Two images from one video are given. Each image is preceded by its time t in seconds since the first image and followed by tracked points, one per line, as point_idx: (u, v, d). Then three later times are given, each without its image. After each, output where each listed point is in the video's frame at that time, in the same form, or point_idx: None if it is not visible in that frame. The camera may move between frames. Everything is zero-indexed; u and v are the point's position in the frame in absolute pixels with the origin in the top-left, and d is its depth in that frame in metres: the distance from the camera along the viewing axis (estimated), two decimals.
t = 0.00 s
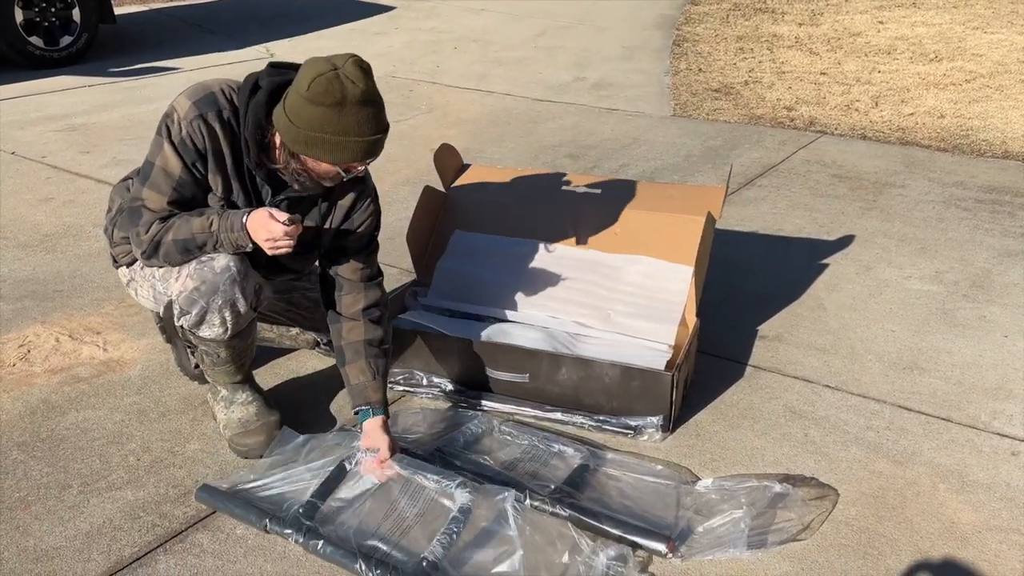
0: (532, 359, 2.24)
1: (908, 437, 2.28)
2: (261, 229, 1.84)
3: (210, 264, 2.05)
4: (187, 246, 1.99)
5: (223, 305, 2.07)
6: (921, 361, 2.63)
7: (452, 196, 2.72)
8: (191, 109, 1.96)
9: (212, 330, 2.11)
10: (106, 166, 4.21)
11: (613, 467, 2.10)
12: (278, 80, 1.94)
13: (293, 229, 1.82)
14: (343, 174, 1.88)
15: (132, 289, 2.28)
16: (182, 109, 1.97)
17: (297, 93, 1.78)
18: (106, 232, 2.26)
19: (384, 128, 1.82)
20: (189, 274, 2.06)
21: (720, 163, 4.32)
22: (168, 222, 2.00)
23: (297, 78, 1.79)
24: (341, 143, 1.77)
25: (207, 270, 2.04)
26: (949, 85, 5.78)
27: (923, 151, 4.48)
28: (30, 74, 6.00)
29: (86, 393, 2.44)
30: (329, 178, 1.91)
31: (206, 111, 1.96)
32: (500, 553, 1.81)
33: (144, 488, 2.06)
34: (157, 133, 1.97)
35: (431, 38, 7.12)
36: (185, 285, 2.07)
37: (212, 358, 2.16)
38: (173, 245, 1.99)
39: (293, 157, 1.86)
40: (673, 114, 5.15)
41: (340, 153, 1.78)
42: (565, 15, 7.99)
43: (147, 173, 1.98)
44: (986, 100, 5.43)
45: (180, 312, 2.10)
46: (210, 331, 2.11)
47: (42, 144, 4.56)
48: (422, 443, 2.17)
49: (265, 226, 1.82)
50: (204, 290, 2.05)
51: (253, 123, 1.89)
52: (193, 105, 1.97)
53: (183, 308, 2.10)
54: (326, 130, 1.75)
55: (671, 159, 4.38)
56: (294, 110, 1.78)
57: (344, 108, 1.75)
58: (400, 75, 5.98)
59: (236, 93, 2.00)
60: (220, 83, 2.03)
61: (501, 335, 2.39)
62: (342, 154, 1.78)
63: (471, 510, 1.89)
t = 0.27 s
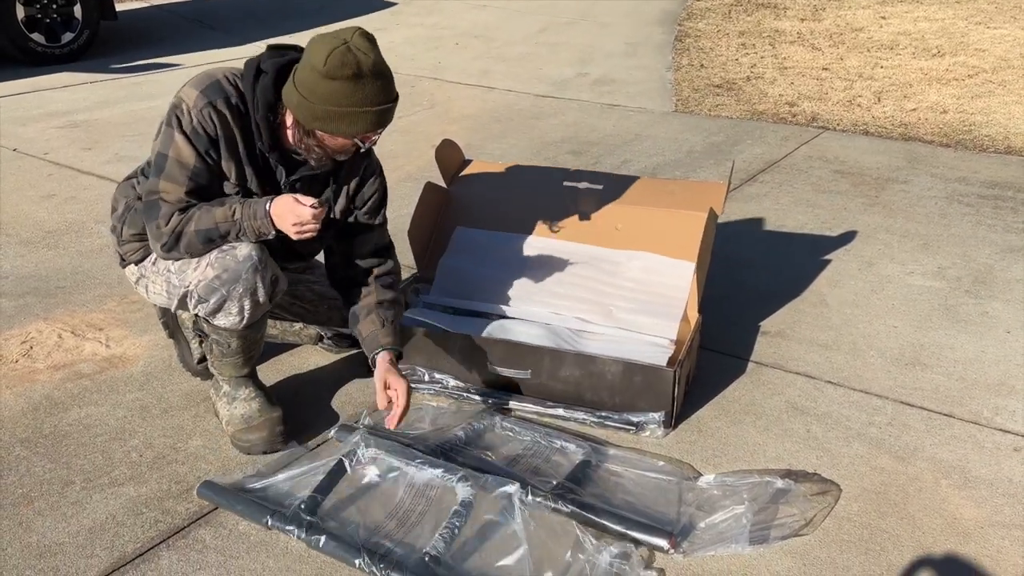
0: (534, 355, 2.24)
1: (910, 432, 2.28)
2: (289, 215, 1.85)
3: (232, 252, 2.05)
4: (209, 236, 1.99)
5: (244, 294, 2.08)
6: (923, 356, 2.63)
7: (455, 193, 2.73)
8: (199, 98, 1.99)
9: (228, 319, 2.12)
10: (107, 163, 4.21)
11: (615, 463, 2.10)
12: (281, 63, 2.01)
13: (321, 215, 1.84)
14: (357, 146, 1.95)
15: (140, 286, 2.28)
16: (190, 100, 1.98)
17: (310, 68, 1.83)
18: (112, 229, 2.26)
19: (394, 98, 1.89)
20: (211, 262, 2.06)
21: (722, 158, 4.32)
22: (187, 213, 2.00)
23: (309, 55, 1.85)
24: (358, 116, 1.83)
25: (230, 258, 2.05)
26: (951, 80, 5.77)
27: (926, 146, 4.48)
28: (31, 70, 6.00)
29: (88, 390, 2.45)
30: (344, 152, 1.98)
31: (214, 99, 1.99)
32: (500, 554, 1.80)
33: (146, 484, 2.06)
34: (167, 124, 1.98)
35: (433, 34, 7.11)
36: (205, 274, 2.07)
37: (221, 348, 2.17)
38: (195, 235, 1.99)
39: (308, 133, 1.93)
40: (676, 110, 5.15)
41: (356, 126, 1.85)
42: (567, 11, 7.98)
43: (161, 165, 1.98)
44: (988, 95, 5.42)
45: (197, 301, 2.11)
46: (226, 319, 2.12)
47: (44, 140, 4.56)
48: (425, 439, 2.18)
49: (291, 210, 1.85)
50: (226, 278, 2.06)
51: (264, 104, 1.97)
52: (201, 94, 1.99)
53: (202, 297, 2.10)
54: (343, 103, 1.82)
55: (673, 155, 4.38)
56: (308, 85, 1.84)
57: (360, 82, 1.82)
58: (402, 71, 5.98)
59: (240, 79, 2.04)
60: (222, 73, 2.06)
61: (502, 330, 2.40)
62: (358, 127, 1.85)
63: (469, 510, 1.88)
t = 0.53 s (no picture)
0: (535, 351, 2.24)
1: (912, 429, 2.28)
2: (313, 203, 1.91)
3: (254, 243, 2.07)
4: (232, 227, 2.01)
5: (265, 285, 2.09)
6: (925, 353, 2.63)
7: (458, 189, 2.74)
8: (208, 90, 2.00)
9: (244, 310, 2.12)
10: (109, 160, 4.21)
11: (616, 460, 2.11)
12: (280, 46, 2.06)
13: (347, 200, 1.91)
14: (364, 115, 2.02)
15: (150, 289, 2.29)
16: (200, 94, 1.99)
17: (313, 39, 1.90)
18: (117, 235, 2.27)
19: (394, 64, 1.96)
20: (232, 253, 2.07)
21: (724, 154, 4.32)
22: (208, 205, 2.00)
23: (310, 28, 1.91)
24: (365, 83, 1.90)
25: (253, 249, 2.07)
26: (953, 76, 5.76)
27: (928, 142, 4.47)
28: (33, 67, 6.00)
29: (91, 386, 2.45)
30: (350, 124, 2.05)
31: (224, 89, 2.01)
32: (509, 555, 1.80)
33: (149, 480, 2.07)
34: (178, 119, 1.98)
35: (434, 30, 7.11)
36: (226, 265, 2.08)
37: (232, 340, 2.16)
38: (218, 227, 2.01)
39: (316, 106, 1.98)
40: (677, 106, 5.14)
41: (363, 93, 1.92)
42: (569, 7, 7.97)
43: (177, 161, 1.98)
44: (991, 91, 5.41)
45: (214, 293, 2.11)
46: (242, 310, 2.12)
47: (46, 137, 4.56)
48: (427, 436, 2.18)
49: (318, 195, 1.90)
50: (248, 269, 2.07)
51: (272, 87, 2.02)
52: (210, 87, 2.01)
53: (219, 288, 2.10)
54: (349, 70, 1.89)
55: (675, 151, 4.37)
56: (313, 56, 1.90)
57: (363, 48, 1.89)
58: (403, 67, 5.98)
59: (241, 66, 2.07)
60: (221, 64, 2.07)
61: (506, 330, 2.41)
62: (365, 94, 1.92)
63: (484, 517, 1.88)
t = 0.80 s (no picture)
0: (536, 348, 2.24)
1: (913, 425, 2.28)
2: (331, 189, 1.93)
3: (269, 229, 2.07)
4: (250, 211, 2.02)
5: (277, 269, 2.09)
6: (927, 349, 2.62)
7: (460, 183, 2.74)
8: (217, 76, 2.01)
9: (254, 295, 2.11)
10: (111, 157, 4.22)
11: (618, 456, 2.11)
12: (284, 33, 2.07)
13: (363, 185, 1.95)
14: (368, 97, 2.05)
15: (156, 282, 2.28)
16: (209, 80, 2.01)
17: (317, 20, 1.93)
18: (123, 228, 2.27)
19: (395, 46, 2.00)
20: (246, 238, 2.07)
21: (725, 151, 4.31)
22: (225, 188, 2.01)
23: (313, 11, 1.95)
24: (367, 61, 1.93)
25: (267, 234, 2.06)
26: (956, 72, 5.75)
27: (930, 138, 4.46)
28: (35, 65, 6.01)
29: (93, 383, 2.45)
30: (354, 107, 2.08)
31: (232, 74, 2.02)
32: (511, 552, 1.80)
33: (151, 477, 2.07)
34: (188, 105, 1.98)
35: (435, 27, 7.10)
36: (238, 250, 2.07)
37: (240, 327, 2.16)
38: (235, 210, 2.01)
39: (320, 89, 2.00)
40: (679, 102, 5.13)
41: (366, 71, 1.94)
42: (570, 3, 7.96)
43: (188, 145, 1.98)
44: (993, 87, 5.40)
45: (226, 277, 2.10)
46: (252, 295, 2.11)
47: (47, 135, 4.56)
48: (429, 433, 2.19)
49: (335, 181, 1.92)
50: (263, 253, 2.07)
51: (278, 74, 2.02)
52: (218, 73, 2.02)
53: (231, 273, 2.09)
54: (351, 50, 1.92)
55: (676, 148, 4.37)
56: (317, 38, 1.93)
57: (366, 28, 1.92)
58: (405, 64, 5.97)
59: (248, 55, 2.08)
60: (226, 53, 2.09)
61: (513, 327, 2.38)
62: (368, 72, 1.94)
63: (485, 513, 1.88)
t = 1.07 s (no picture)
0: (537, 346, 2.24)
1: (915, 422, 2.27)
2: (335, 184, 1.92)
3: (271, 222, 2.06)
4: (252, 205, 2.01)
5: (280, 263, 2.08)
6: (929, 346, 2.62)
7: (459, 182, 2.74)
8: (227, 72, 2.01)
9: (255, 289, 2.11)
10: (111, 156, 4.22)
11: (619, 454, 2.11)
12: (294, 31, 2.08)
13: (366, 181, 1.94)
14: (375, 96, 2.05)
15: (158, 276, 2.28)
16: (220, 76, 2.00)
17: (326, 19, 1.93)
18: (126, 222, 2.27)
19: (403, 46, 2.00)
20: (249, 231, 2.06)
21: (726, 148, 4.31)
22: (229, 182, 2.01)
23: (323, 9, 1.95)
24: (374, 62, 1.93)
25: (269, 227, 2.05)
26: (957, 69, 5.74)
27: (931, 135, 4.46)
28: (35, 63, 6.01)
29: (94, 381, 2.45)
30: (360, 105, 2.09)
31: (242, 71, 2.02)
32: (511, 549, 1.80)
33: (153, 475, 2.07)
34: (197, 100, 1.98)
35: (436, 24, 7.10)
36: (241, 244, 2.07)
37: (241, 323, 2.15)
38: (238, 203, 2.00)
39: (327, 87, 2.01)
40: (680, 100, 5.13)
41: (373, 72, 1.94)
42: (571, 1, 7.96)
43: (196, 139, 1.97)
44: (994, 84, 5.40)
45: (228, 271, 2.10)
46: (254, 289, 2.11)
47: (48, 133, 4.57)
48: (430, 430, 2.18)
49: (338, 176, 1.91)
50: (265, 246, 2.06)
51: (288, 72, 2.04)
52: (228, 69, 2.02)
53: (234, 266, 2.09)
54: (358, 50, 1.92)
55: (677, 145, 4.36)
56: (325, 37, 1.93)
57: (374, 28, 1.93)
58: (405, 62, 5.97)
59: (258, 52, 2.09)
60: (237, 48, 2.08)
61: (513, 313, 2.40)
62: (374, 73, 1.95)
63: (486, 511, 1.89)
